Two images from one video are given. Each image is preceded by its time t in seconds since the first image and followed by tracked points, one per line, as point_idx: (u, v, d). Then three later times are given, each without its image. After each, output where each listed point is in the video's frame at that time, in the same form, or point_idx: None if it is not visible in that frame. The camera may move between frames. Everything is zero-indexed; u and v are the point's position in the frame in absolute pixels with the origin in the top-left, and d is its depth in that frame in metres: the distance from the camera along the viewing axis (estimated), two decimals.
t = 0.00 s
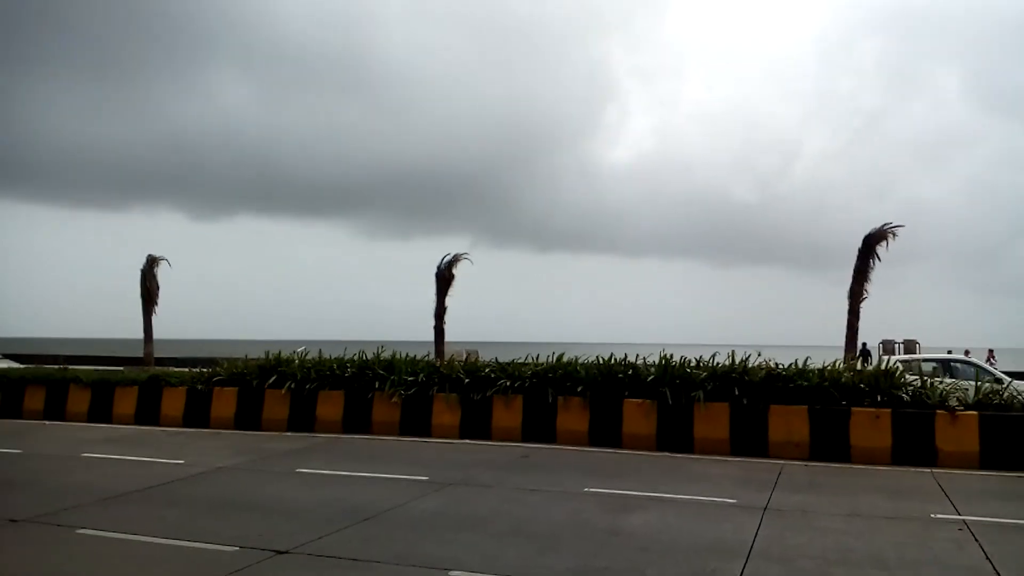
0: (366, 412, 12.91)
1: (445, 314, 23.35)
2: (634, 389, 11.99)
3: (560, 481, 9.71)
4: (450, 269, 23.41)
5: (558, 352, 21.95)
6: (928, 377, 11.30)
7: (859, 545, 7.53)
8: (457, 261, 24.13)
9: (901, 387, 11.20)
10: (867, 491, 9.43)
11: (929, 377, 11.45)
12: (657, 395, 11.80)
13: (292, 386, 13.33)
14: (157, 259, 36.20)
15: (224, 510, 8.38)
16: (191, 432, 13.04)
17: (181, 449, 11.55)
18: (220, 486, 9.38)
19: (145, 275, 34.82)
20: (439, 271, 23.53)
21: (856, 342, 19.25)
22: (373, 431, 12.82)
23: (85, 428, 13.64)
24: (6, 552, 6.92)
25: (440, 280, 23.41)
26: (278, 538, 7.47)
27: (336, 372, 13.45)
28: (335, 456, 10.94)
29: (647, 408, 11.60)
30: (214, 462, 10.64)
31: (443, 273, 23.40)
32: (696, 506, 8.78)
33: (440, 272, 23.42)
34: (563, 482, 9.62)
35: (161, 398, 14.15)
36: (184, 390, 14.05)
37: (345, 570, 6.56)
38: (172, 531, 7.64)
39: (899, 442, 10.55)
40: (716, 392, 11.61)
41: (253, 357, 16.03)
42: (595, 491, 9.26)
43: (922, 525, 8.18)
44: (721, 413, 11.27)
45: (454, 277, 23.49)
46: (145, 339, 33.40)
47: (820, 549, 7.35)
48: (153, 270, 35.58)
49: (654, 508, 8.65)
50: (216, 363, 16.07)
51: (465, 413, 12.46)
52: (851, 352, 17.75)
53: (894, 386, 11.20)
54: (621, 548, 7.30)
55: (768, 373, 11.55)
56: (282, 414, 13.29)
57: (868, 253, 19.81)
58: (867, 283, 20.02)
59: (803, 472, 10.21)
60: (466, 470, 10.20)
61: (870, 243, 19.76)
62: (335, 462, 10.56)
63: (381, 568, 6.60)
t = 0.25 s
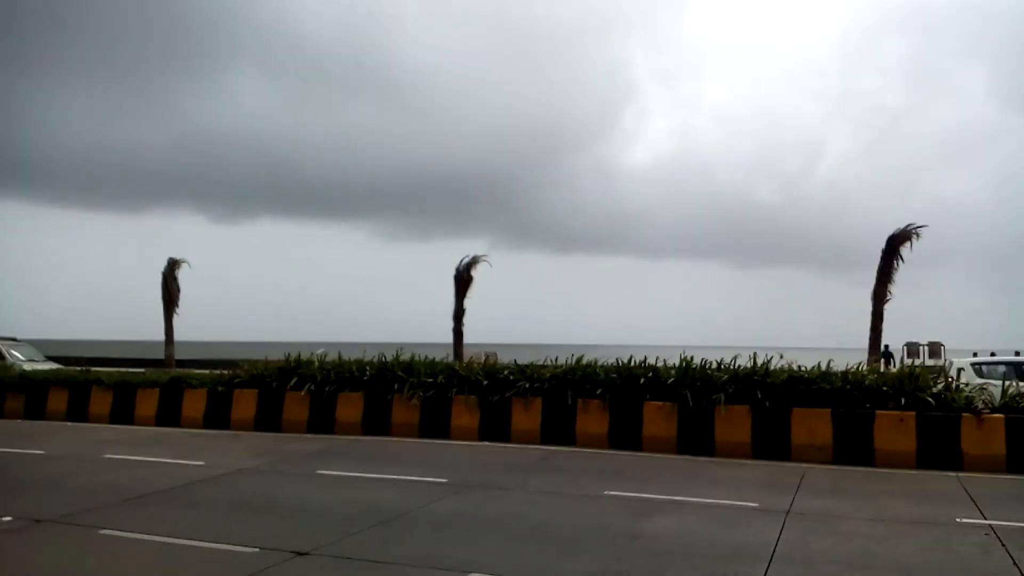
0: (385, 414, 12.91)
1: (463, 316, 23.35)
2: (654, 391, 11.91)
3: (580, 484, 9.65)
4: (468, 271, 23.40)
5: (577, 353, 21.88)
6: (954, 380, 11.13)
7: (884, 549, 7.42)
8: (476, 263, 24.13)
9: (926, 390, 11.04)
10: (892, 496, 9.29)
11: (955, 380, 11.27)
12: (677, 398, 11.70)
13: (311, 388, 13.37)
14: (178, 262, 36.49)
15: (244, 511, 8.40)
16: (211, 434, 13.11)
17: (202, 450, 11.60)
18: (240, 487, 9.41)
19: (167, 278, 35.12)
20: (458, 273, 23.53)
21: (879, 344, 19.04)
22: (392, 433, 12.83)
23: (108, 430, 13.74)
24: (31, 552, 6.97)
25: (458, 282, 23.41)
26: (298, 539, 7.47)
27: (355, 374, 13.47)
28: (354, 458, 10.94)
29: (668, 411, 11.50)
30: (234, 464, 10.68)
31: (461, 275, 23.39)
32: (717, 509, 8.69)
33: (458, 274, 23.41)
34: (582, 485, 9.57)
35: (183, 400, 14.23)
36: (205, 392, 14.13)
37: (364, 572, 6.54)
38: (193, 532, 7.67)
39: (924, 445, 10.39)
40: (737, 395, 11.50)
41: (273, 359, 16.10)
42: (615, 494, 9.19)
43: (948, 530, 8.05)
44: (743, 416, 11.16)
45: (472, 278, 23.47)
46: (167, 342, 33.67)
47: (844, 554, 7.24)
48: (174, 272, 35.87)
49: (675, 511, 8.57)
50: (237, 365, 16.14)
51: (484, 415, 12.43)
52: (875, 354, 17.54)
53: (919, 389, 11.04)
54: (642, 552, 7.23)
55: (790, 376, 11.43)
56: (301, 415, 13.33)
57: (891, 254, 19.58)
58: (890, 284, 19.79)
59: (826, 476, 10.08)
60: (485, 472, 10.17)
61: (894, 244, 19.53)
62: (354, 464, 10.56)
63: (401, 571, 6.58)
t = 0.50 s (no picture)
0: (405, 415, 12.90)
1: (483, 316, 23.33)
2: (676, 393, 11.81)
3: (600, 487, 9.58)
4: (487, 272, 23.38)
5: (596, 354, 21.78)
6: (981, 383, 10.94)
7: (912, 554, 7.29)
8: (495, 264, 24.11)
9: (952, 392, 10.86)
10: (918, 500, 9.14)
11: (982, 383, 11.08)
12: (699, 400, 11.60)
13: (331, 389, 13.39)
14: (199, 264, 36.77)
15: (265, 512, 8.41)
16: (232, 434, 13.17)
17: (223, 451, 11.65)
18: (260, 488, 9.43)
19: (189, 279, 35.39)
20: (477, 274, 23.51)
21: (904, 345, 18.80)
22: (412, 434, 12.82)
23: (130, 430, 13.85)
24: (55, 551, 7.01)
25: (478, 283, 23.39)
26: (318, 540, 7.46)
27: (375, 375, 13.47)
28: (374, 459, 10.94)
29: (689, 413, 11.40)
30: (255, 465, 10.70)
31: (480, 275, 23.38)
32: (740, 513, 8.59)
33: (477, 274, 23.40)
34: (603, 488, 9.50)
35: (204, 401, 14.31)
36: (226, 392, 14.20)
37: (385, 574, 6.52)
38: (215, 533, 7.69)
39: (951, 449, 10.22)
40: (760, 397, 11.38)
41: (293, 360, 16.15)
42: (637, 498, 9.11)
43: (976, 535, 7.90)
44: (765, 418, 11.04)
45: (491, 279, 23.45)
46: (189, 342, 33.92)
47: (870, 559, 7.13)
48: (195, 273, 36.15)
49: (697, 515, 8.48)
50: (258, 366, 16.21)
51: (504, 417, 12.39)
52: (899, 355, 17.33)
53: (945, 392, 10.87)
54: (664, 555, 7.15)
55: (814, 378, 11.30)
56: (322, 416, 13.36)
57: (916, 255, 19.33)
58: (915, 285, 19.54)
59: (851, 480, 9.94)
60: (505, 474, 10.12)
61: (919, 244, 19.28)
62: (374, 465, 10.56)
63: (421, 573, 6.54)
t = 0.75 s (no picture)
0: (417, 415, 12.90)
1: (494, 317, 23.31)
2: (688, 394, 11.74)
3: (612, 488, 9.53)
4: (498, 273, 23.36)
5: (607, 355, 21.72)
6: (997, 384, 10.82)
7: (929, 556, 7.21)
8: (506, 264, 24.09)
9: (968, 394, 10.74)
10: (933, 501, 9.05)
11: (998, 384, 10.97)
12: (711, 401, 11.53)
13: (343, 390, 13.40)
14: (211, 265, 36.93)
15: (276, 512, 8.42)
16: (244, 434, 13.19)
17: (235, 451, 11.67)
18: (272, 488, 9.44)
19: (201, 281, 35.54)
20: (488, 275, 23.49)
21: (918, 346, 18.65)
22: (423, 435, 12.81)
23: (143, 430, 13.90)
24: (68, 551, 7.04)
25: (489, 283, 23.38)
26: (329, 540, 7.46)
27: (386, 376, 13.47)
28: (385, 459, 10.93)
29: (701, 414, 11.33)
30: (267, 465, 10.72)
31: (490, 276, 23.37)
32: (752, 514, 8.53)
33: (487, 275, 23.40)
34: (615, 489, 9.45)
35: (216, 401, 14.35)
36: (238, 393, 14.23)
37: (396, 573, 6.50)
38: (226, 532, 7.70)
39: (967, 451, 10.11)
40: (773, 399, 11.30)
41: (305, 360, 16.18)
42: (649, 499, 9.06)
43: (993, 536, 7.81)
44: (778, 420, 10.96)
45: (502, 280, 23.43)
46: (202, 342, 34.07)
47: (885, 561, 7.05)
48: (207, 275, 36.31)
49: (710, 516, 8.42)
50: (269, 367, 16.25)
51: (515, 418, 12.36)
52: (912, 356, 17.21)
53: (960, 393, 10.75)
54: (676, 556, 7.10)
55: (828, 379, 11.22)
56: (333, 417, 13.37)
57: (931, 255, 19.17)
58: (929, 286, 19.38)
59: (865, 481, 9.85)
60: (516, 475, 10.09)
61: (933, 244, 19.12)
62: (385, 466, 10.55)
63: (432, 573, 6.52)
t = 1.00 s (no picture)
0: (439, 416, 13.02)
1: (515, 318, 23.42)
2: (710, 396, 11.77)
3: (634, 489, 9.59)
4: (519, 275, 23.46)
5: (628, 356, 21.75)
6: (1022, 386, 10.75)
7: (952, 559, 7.20)
8: (527, 266, 24.19)
9: (992, 396, 10.68)
10: (957, 504, 9.02)
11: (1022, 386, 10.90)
12: (733, 403, 11.56)
13: (367, 391, 13.56)
14: (237, 267, 37.38)
15: (303, 511, 8.55)
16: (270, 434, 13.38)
17: (261, 451, 11.85)
18: (298, 487, 9.59)
19: (227, 282, 35.99)
20: (509, 277, 23.60)
21: (942, 348, 18.53)
22: (445, 435, 12.93)
23: (171, 430, 14.14)
24: (101, 548, 7.21)
25: (510, 285, 23.49)
26: (355, 539, 7.57)
27: (409, 377, 13.61)
28: (409, 459, 11.05)
29: (723, 415, 11.36)
30: (293, 465, 10.88)
31: (511, 278, 23.47)
32: (774, 516, 8.55)
33: (509, 277, 23.50)
34: (637, 490, 9.51)
35: (243, 402, 14.57)
36: (263, 394, 14.43)
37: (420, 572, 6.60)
38: (254, 531, 7.85)
39: (990, 453, 10.07)
40: (795, 400, 11.31)
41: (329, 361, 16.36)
42: (671, 500, 9.11)
43: (1017, 539, 7.78)
44: (800, 421, 10.97)
45: (523, 282, 23.52)
46: (228, 343, 34.42)
47: (908, 563, 7.06)
48: (232, 276, 36.70)
49: (732, 518, 8.46)
50: (294, 368, 16.46)
51: (537, 419, 12.44)
52: (936, 359, 17.09)
53: (984, 395, 10.70)
54: (698, 557, 7.15)
55: (850, 381, 11.23)
56: (357, 418, 13.53)
57: (955, 257, 19.03)
58: (953, 287, 19.25)
59: (888, 483, 9.84)
60: (539, 475, 10.18)
61: (957, 246, 18.98)
62: (409, 466, 10.67)
63: (456, 572, 6.62)
